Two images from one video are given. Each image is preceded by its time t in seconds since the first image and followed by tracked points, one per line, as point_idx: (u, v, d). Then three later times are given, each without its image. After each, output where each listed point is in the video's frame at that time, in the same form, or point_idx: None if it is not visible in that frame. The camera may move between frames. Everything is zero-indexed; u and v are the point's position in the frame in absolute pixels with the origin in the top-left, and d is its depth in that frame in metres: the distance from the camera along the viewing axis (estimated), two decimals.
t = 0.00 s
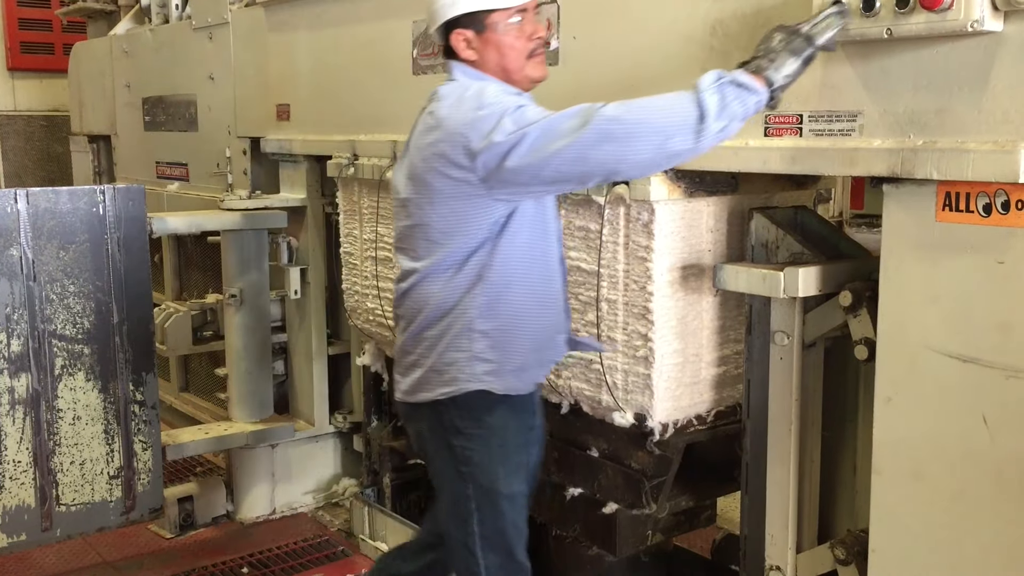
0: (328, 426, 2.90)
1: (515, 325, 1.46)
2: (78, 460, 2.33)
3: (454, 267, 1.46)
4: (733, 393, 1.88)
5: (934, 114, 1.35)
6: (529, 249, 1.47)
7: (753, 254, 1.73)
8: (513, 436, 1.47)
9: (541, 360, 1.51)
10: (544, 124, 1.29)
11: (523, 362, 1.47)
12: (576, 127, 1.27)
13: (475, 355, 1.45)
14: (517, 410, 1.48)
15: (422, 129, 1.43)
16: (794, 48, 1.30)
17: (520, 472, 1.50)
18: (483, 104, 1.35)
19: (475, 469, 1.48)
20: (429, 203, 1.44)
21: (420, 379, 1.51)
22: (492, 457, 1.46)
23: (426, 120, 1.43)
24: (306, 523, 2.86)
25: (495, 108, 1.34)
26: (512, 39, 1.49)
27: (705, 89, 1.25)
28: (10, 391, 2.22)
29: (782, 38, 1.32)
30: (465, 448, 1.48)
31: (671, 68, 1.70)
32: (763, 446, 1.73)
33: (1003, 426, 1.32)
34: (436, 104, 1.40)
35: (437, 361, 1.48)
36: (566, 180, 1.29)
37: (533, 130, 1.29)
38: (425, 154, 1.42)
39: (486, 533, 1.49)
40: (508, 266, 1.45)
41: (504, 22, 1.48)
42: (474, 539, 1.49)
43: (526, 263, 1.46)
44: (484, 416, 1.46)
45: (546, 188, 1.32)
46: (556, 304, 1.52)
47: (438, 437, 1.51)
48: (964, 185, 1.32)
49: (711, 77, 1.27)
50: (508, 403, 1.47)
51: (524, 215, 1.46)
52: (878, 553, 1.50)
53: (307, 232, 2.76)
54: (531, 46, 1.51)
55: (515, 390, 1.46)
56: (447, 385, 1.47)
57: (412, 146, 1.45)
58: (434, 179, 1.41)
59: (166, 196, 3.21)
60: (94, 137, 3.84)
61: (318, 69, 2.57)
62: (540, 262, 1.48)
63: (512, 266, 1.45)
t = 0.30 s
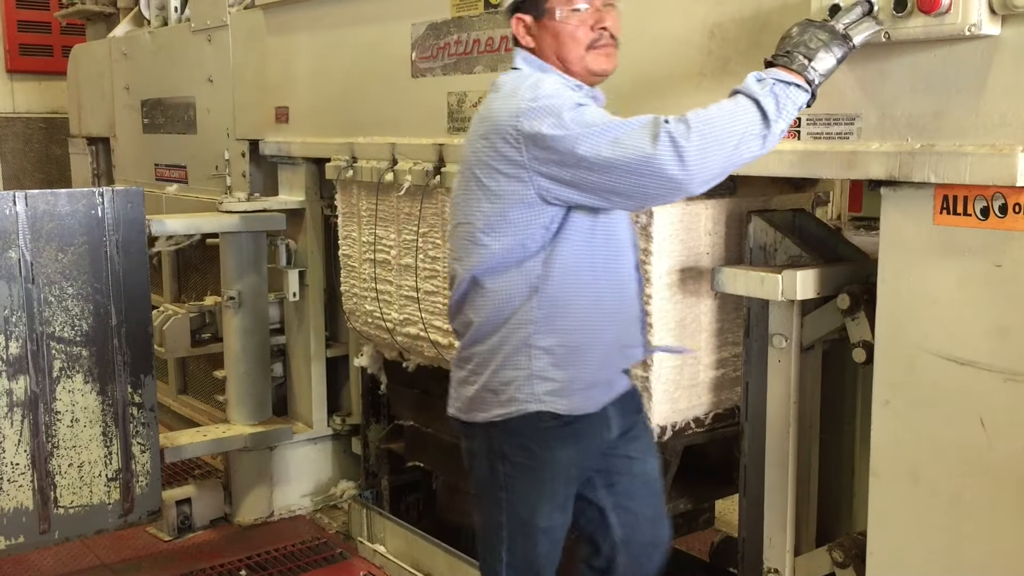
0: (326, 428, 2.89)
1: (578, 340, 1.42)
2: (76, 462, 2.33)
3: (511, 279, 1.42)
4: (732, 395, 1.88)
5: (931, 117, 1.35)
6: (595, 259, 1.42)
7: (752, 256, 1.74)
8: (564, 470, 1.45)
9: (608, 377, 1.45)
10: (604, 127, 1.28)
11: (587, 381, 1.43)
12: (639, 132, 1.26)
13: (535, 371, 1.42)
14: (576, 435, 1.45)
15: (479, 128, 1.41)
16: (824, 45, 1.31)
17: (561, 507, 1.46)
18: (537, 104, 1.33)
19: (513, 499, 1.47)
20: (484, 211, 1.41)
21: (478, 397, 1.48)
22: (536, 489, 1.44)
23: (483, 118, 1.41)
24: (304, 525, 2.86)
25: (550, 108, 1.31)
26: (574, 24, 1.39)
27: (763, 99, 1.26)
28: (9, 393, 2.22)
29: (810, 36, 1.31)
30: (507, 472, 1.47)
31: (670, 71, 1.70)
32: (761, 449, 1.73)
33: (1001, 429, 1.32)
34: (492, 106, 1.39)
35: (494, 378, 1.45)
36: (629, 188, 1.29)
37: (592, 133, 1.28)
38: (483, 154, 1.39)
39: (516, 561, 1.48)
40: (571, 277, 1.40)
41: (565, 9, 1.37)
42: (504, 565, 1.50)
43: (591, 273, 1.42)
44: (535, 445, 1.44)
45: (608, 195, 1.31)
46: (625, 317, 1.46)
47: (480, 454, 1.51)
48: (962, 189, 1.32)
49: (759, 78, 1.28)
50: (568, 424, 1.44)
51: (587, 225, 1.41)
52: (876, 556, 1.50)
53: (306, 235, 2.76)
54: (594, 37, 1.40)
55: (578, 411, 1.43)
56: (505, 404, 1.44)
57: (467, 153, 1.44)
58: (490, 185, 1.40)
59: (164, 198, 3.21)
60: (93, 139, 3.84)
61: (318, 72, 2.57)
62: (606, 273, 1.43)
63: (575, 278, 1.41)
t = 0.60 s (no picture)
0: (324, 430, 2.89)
1: (621, 355, 1.29)
2: (74, 464, 2.33)
3: (549, 286, 1.32)
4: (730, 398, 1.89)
5: (928, 119, 1.36)
6: (648, 269, 1.29)
7: (750, 258, 1.74)
8: (601, 502, 1.33)
9: (659, 399, 1.32)
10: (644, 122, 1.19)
11: (632, 400, 1.30)
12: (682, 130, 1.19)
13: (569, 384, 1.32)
14: (617, 465, 1.33)
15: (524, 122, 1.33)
16: (838, 42, 1.30)
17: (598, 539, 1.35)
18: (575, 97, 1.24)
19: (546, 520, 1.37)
20: (528, 210, 1.33)
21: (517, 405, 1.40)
22: (568, 514, 1.34)
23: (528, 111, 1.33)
24: (303, 527, 2.85)
25: (587, 101, 1.22)
26: (625, 32, 1.40)
27: (796, 92, 1.22)
28: (8, 395, 2.22)
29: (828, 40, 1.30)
30: (542, 493, 1.38)
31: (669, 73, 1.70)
32: (759, 451, 1.74)
33: (998, 431, 1.33)
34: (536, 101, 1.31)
35: (529, 386, 1.37)
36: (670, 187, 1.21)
37: (631, 129, 1.19)
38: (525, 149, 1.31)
39: None
40: (615, 285, 1.28)
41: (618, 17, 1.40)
42: None
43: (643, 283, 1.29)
44: (569, 469, 1.33)
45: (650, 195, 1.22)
46: (686, 335, 1.31)
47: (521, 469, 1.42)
48: (959, 191, 1.32)
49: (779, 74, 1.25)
50: (606, 447, 1.32)
51: (640, 232, 1.28)
52: (875, 558, 1.50)
53: (305, 236, 2.75)
54: (643, 52, 1.40)
55: (616, 432, 1.31)
56: (536, 413, 1.35)
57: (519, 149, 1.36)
58: (532, 183, 1.31)
59: (163, 201, 3.21)
60: (91, 141, 3.84)
61: (316, 74, 2.57)
62: (662, 284, 1.29)
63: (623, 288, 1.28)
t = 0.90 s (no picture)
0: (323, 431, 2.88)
1: (703, 354, 1.19)
2: (72, 465, 2.33)
3: (622, 286, 1.24)
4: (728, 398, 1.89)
5: (927, 120, 1.36)
6: (734, 263, 1.19)
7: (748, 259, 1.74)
8: (693, 518, 1.20)
9: (749, 402, 1.20)
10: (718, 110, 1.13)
11: (718, 402, 1.20)
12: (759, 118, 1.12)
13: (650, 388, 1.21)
14: (707, 477, 1.20)
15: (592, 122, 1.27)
16: (845, 41, 1.30)
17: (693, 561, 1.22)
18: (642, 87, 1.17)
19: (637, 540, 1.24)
20: (600, 211, 1.26)
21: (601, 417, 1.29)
22: (660, 533, 1.21)
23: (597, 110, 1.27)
24: (301, 528, 2.85)
25: (656, 92, 1.16)
26: (699, 21, 1.24)
27: (839, 84, 1.19)
28: (6, 396, 2.22)
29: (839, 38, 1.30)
30: (630, 510, 1.25)
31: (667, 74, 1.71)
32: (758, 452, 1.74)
33: (996, 432, 1.33)
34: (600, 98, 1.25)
35: (610, 395, 1.26)
36: (751, 177, 1.13)
37: (705, 117, 1.13)
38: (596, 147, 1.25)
39: None
40: (696, 282, 1.19)
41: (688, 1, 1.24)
42: None
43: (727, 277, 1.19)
44: (659, 481, 1.21)
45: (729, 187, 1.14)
46: (775, 334, 1.21)
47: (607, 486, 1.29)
48: (957, 192, 1.33)
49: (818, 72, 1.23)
50: (696, 453, 1.20)
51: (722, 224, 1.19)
52: (874, 558, 1.50)
53: (303, 237, 2.75)
54: (713, 40, 1.24)
55: (707, 437, 1.20)
56: (616, 421, 1.24)
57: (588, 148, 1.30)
58: (602, 180, 1.24)
59: (161, 201, 3.21)
60: (90, 142, 3.84)
61: (315, 75, 2.57)
62: (747, 280, 1.19)
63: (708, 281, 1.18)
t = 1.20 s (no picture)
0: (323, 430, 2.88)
1: (795, 353, 1.19)
2: (73, 464, 2.33)
3: (700, 289, 1.23)
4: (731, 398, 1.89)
5: (930, 119, 1.36)
6: (815, 261, 1.20)
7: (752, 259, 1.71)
8: (786, 516, 1.22)
9: (837, 398, 1.22)
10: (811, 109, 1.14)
11: (809, 400, 1.20)
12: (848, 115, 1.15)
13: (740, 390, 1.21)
14: (797, 474, 1.22)
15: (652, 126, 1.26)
16: (857, 27, 1.30)
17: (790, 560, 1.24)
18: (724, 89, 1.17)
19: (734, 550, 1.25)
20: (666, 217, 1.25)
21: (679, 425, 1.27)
22: (757, 535, 1.23)
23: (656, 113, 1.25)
24: (302, 527, 2.85)
25: (743, 93, 1.16)
26: (765, 12, 1.21)
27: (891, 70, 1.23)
28: (7, 395, 2.22)
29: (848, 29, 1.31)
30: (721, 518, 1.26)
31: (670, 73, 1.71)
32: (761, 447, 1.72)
33: (998, 430, 1.33)
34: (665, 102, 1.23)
35: (692, 404, 1.24)
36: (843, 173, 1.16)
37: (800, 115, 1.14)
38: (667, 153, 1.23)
39: None
40: (785, 282, 1.19)
41: None
42: None
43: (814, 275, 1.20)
44: (749, 481, 1.22)
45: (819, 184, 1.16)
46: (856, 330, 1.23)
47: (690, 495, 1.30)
48: (959, 191, 1.33)
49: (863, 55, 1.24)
50: (785, 453, 1.21)
51: (805, 222, 1.20)
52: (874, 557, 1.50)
53: (304, 236, 2.75)
54: (780, 32, 1.22)
55: (795, 435, 1.20)
56: (705, 428, 1.23)
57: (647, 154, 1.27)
58: (674, 185, 1.22)
59: (162, 200, 3.21)
60: (91, 141, 3.84)
61: (316, 73, 2.57)
62: (831, 278, 1.21)
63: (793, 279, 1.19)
